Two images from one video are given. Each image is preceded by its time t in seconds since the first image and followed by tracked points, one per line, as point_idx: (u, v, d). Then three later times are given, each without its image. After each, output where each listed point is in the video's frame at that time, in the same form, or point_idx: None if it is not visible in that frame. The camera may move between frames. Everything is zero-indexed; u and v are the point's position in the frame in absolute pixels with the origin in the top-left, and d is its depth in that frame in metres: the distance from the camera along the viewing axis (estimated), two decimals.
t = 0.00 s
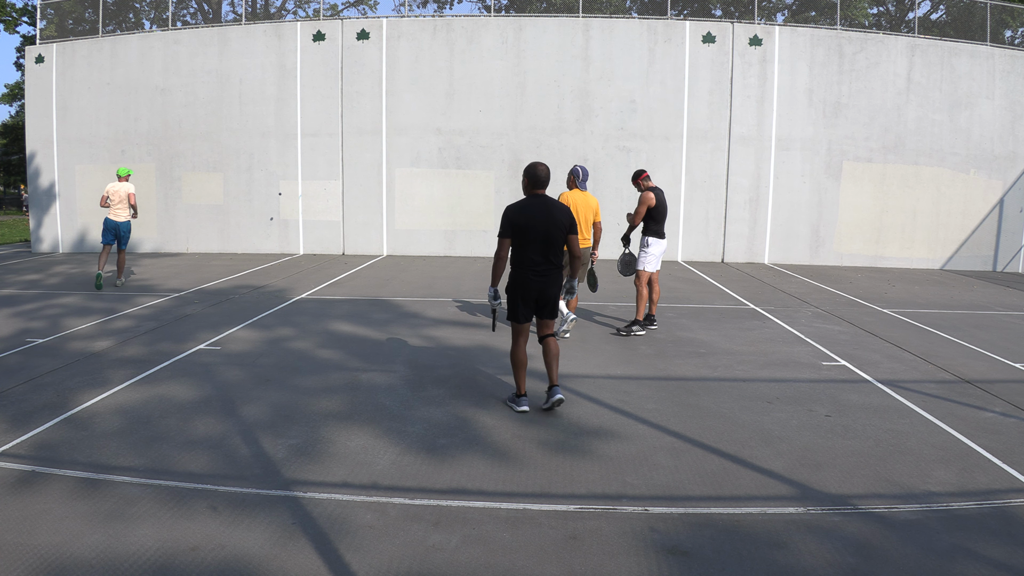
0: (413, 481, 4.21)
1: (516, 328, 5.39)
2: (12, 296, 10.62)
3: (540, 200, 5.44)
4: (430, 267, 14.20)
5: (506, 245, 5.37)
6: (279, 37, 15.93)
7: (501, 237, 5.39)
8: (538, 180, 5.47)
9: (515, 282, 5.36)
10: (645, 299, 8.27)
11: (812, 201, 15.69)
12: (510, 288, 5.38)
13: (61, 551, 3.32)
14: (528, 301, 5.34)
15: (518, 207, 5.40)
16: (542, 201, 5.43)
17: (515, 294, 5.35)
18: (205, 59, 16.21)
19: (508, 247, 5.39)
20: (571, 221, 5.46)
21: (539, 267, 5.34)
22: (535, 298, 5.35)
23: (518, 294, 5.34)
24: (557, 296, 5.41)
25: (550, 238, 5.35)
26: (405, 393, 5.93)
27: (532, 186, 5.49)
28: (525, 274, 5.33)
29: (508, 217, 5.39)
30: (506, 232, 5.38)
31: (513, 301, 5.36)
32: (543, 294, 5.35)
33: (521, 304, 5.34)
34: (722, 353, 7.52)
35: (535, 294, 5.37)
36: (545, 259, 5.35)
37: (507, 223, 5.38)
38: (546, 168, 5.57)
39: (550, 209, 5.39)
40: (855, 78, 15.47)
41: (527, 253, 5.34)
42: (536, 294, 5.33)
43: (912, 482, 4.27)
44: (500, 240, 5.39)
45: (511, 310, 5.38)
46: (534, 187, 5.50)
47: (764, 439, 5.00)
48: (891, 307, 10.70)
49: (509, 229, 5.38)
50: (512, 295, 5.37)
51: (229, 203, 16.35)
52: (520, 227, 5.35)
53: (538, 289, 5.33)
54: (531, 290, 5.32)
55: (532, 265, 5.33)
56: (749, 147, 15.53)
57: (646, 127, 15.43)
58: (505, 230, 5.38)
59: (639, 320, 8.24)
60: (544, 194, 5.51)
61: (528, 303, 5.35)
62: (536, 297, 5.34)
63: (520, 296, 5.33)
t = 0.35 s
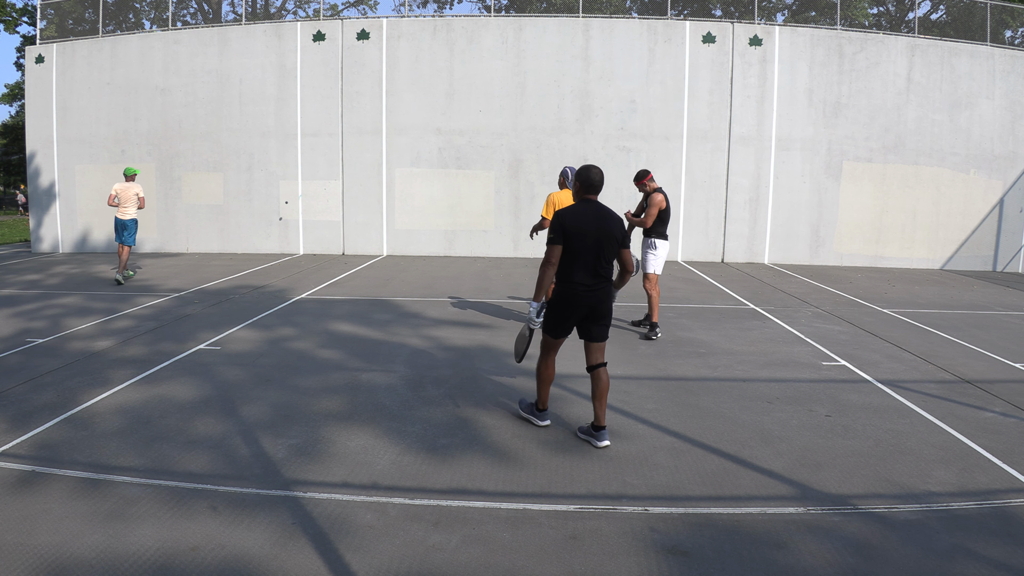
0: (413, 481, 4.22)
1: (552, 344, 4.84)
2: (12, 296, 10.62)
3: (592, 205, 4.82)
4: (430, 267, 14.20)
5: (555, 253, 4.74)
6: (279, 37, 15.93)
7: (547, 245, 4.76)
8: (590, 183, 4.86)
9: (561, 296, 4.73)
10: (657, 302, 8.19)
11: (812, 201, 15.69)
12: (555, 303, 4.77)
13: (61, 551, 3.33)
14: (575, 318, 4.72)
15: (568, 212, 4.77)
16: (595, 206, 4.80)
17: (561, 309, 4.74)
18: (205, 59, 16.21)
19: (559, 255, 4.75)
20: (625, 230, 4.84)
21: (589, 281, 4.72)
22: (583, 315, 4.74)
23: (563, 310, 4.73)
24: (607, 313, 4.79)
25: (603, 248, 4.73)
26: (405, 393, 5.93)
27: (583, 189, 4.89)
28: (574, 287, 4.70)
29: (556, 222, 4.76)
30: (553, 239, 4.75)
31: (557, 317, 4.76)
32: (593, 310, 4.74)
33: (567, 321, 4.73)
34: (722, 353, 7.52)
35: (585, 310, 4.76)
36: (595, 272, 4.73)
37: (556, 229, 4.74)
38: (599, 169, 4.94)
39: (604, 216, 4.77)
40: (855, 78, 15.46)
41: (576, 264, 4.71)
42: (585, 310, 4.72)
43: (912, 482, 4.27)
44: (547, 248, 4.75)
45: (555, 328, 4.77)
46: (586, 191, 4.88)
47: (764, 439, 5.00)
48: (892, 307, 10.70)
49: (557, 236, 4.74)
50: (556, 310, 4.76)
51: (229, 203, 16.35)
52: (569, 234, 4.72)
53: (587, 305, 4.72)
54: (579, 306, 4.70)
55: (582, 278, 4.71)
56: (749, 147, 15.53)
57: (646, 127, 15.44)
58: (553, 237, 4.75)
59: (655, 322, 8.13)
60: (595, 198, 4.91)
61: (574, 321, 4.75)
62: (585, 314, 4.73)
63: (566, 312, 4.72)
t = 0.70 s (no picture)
0: (413, 481, 4.22)
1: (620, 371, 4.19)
2: (12, 296, 10.62)
3: (641, 210, 4.22)
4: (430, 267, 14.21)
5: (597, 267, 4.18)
6: (279, 37, 15.93)
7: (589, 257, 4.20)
8: (638, 185, 4.26)
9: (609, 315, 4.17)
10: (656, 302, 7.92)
11: (812, 201, 15.70)
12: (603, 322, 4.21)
13: (61, 551, 3.33)
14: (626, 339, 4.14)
15: (612, 220, 4.19)
16: (644, 212, 4.21)
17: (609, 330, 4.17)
18: (205, 59, 16.21)
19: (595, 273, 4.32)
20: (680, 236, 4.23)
21: (641, 297, 4.14)
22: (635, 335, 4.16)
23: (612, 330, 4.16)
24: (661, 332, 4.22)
25: (655, 259, 4.15)
26: (406, 393, 5.94)
27: (628, 191, 4.29)
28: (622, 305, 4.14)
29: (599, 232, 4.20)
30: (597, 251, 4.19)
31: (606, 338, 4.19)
32: (645, 330, 4.17)
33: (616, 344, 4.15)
34: (722, 353, 7.52)
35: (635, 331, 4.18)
36: (648, 286, 4.15)
37: (600, 240, 4.19)
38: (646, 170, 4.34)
39: (656, 223, 4.17)
40: (855, 78, 15.47)
41: (625, 278, 4.14)
42: (636, 330, 4.15)
43: (913, 482, 4.27)
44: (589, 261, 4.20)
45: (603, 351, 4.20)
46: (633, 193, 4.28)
47: (764, 439, 5.01)
48: (892, 307, 10.70)
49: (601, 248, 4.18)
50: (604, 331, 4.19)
51: (229, 203, 16.36)
52: (615, 245, 4.16)
53: (640, 324, 4.14)
54: (630, 326, 4.13)
55: (632, 293, 4.15)
56: (749, 147, 15.54)
57: (645, 127, 15.44)
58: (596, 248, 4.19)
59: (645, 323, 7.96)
60: (643, 202, 4.30)
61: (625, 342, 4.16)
62: (637, 334, 4.16)
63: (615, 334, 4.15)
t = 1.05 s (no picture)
0: (413, 481, 4.22)
1: (656, 390, 3.93)
2: (12, 296, 10.62)
3: (691, 209, 3.95)
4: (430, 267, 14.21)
5: (647, 271, 3.89)
6: (279, 37, 15.92)
7: (640, 260, 3.89)
8: (688, 183, 3.99)
9: (657, 323, 3.89)
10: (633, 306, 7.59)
11: (813, 201, 15.70)
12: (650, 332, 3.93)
13: (61, 551, 3.33)
14: (676, 350, 3.88)
15: (663, 219, 3.89)
16: (695, 212, 3.94)
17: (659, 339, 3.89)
18: (205, 59, 16.21)
19: (649, 275, 3.91)
20: (731, 238, 3.99)
21: (692, 306, 3.88)
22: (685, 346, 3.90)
23: (661, 340, 3.88)
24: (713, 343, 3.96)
25: (707, 264, 3.89)
26: (406, 393, 5.94)
27: (677, 188, 4.01)
28: (673, 313, 3.87)
29: (649, 231, 3.89)
30: (647, 254, 3.88)
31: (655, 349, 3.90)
32: (697, 341, 3.91)
33: (666, 355, 3.88)
34: (722, 354, 7.52)
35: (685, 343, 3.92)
36: (699, 293, 3.89)
37: (650, 240, 3.87)
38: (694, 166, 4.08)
39: (708, 225, 3.91)
40: (855, 78, 15.47)
41: (675, 284, 3.87)
42: (687, 340, 3.89)
43: (912, 482, 4.27)
44: (640, 265, 3.89)
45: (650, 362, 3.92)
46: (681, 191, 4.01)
47: (764, 439, 5.01)
48: (892, 307, 10.70)
49: (652, 249, 3.88)
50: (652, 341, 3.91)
51: (229, 202, 16.36)
52: (667, 247, 3.86)
53: (690, 334, 3.89)
54: (681, 336, 3.87)
55: (682, 301, 3.88)
56: (749, 147, 15.54)
57: (646, 127, 15.44)
58: (646, 250, 3.88)
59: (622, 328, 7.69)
60: (692, 201, 4.03)
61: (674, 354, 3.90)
62: (686, 344, 3.90)
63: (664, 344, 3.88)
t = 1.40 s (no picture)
0: (413, 480, 4.22)
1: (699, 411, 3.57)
2: (12, 296, 10.62)
3: (766, 220, 3.46)
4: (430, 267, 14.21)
5: (716, 283, 3.38)
6: (279, 37, 15.92)
7: (707, 271, 3.40)
8: (765, 190, 3.50)
9: (721, 345, 3.41)
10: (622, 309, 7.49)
11: (813, 202, 15.70)
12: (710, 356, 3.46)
13: (61, 551, 3.33)
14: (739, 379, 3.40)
15: (736, 228, 3.40)
16: (771, 225, 3.44)
17: (722, 364, 3.41)
18: (205, 59, 16.21)
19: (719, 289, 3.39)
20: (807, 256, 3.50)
21: (763, 329, 3.37)
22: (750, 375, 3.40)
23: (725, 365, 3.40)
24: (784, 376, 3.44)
25: (781, 284, 3.40)
26: (406, 393, 5.94)
27: (752, 196, 3.52)
28: (740, 336, 3.37)
29: (719, 240, 3.40)
30: (717, 263, 3.38)
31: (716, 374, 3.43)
32: (764, 371, 3.39)
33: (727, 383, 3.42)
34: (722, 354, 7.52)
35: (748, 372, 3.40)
36: (771, 316, 3.39)
37: (720, 250, 3.38)
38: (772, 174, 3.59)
39: (785, 240, 3.42)
40: (855, 78, 15.47)
41: (745, 303, 3.37)
42: (752, 368, 3.38)
43: (913, 482, 4.27)
44: (708, 276, 3.39)
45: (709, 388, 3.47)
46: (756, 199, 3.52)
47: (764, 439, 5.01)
48: (892, 307, 10.69)
49: (722, 261, 3.38)
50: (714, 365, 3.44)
51: (229, 203, 16.36)
52: (738, 260, 3.37)
53: (757, 362, 3.37)
54: (748, 363, 3.37)
55: (748, 323, 3.37)
56: (749, 147, 15.54)
57: (645, 127, 15.44)
58: (716, 260, 3.38)
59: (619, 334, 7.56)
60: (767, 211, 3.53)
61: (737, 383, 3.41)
62: (751, 372, 3.39)
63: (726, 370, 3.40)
